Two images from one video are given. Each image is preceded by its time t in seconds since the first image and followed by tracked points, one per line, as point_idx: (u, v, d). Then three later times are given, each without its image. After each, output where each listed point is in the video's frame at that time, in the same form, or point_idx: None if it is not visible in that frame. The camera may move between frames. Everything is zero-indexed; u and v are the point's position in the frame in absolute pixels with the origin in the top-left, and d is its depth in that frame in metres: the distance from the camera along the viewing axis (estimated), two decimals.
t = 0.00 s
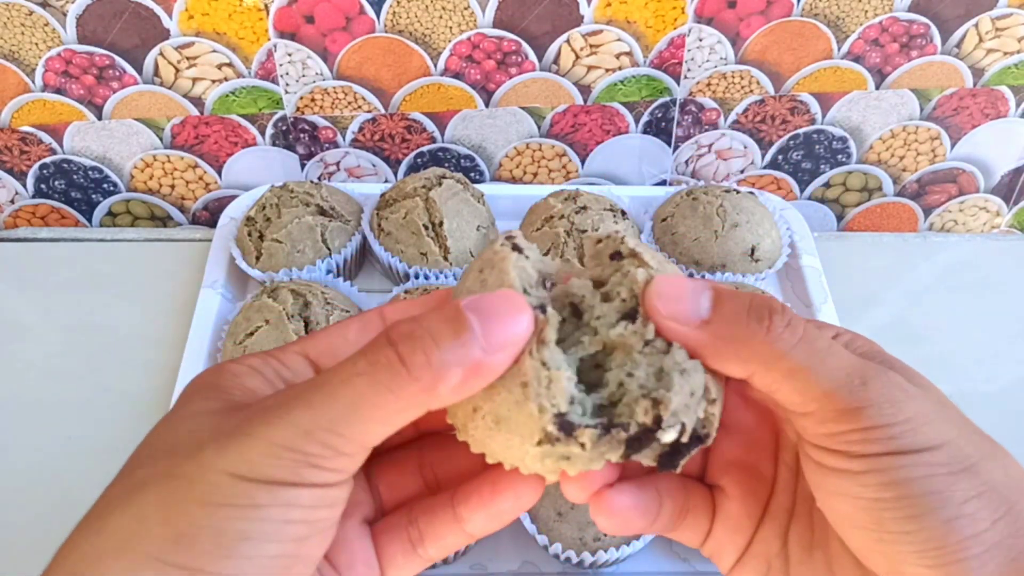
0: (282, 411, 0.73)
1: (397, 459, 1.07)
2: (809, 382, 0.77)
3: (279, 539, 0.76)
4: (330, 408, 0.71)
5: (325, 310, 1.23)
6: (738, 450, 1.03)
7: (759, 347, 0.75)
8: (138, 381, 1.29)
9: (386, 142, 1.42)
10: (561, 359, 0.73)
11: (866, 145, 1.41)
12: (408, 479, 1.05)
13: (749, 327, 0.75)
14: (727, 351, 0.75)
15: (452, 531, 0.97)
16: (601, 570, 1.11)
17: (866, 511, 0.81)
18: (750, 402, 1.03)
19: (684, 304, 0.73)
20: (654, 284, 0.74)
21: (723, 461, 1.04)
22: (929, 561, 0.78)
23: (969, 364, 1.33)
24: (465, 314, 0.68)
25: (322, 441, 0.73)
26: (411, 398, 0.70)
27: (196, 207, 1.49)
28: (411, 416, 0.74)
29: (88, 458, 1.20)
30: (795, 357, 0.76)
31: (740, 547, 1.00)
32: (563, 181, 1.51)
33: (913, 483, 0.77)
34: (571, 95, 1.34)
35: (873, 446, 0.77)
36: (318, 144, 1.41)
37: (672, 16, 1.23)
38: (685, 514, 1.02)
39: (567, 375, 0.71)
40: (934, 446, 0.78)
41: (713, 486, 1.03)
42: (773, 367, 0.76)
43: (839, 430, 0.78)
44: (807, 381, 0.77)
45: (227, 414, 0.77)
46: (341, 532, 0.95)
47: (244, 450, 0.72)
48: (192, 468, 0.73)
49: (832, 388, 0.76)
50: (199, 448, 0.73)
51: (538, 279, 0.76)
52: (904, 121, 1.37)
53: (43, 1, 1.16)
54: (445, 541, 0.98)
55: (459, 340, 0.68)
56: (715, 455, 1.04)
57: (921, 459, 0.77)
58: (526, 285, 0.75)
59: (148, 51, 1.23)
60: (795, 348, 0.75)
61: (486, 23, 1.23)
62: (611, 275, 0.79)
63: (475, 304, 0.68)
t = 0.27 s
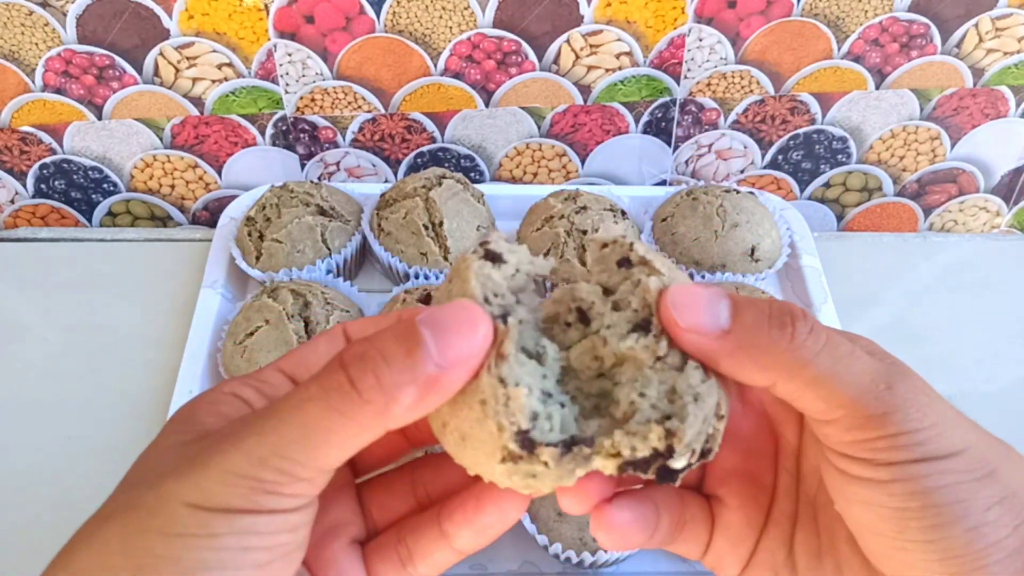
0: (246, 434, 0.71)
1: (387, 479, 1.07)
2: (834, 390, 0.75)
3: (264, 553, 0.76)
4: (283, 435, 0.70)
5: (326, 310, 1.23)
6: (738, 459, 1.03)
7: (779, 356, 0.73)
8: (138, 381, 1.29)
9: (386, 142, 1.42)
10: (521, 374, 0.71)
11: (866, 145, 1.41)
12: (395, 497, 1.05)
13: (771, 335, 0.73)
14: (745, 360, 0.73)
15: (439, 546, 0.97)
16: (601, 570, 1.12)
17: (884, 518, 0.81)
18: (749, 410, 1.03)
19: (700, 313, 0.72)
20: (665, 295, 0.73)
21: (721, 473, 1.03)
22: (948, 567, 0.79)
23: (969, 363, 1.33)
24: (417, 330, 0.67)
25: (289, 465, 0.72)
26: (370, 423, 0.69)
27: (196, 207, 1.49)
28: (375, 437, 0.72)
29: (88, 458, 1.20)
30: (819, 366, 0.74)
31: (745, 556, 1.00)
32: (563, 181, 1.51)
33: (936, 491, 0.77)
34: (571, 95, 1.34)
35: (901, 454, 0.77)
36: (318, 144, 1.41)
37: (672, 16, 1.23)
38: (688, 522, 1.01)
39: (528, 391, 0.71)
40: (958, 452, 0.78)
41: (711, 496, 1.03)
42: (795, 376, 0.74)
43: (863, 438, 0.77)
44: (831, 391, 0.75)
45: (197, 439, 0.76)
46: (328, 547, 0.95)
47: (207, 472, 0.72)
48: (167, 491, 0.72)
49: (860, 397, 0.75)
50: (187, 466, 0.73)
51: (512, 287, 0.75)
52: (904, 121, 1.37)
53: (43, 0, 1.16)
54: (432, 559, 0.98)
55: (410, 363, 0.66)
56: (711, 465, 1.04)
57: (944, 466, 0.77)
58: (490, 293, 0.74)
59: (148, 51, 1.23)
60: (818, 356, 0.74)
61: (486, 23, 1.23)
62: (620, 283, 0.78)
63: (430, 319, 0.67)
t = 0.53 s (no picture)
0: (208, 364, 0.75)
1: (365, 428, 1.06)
2: (813, 341, 0.78)
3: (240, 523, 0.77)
4: (241, 359, 0.74)
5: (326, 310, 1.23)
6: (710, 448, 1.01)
7: (765, 296, 0.77)
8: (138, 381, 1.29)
9: (386, 142, 1.42)
10: (449, 313, 0.76)
11: (866, 144, 1.41)
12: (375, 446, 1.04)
13: (758, 277, 0.78)
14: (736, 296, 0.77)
15: (382, 532, 0.95)
16: (601, 570, 1.12)
17: (871, 481, 0.78)
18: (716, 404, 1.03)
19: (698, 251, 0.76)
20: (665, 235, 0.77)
21: (692, 463, 1.00)
22: (933, 533, 0.76)
23: (969, 364, 1.33)
24: (365, 258, 0.73)
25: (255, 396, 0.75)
26: (321, 346, 0.74)
27: (196, 207, 1.49)
28: (329, 362, 0.78)
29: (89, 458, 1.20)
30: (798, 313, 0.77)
31: (719, 549, 0.95)
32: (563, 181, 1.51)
33: (920, 451, 0.76)
34: (571, 95, 1.34)
35: (882, 406, 0.77)
36: (318, 144, 1.41)
37: (672, 16, 1.23)
38: (656, 510, 0.98)
39: (452, 329, 0.75)
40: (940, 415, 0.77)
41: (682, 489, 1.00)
42: (776, 323, 0.77)
43: (843, 391, 0.78)
44: (810, 341, 0.78)
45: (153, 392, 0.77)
46: (288, 510, 0.95)
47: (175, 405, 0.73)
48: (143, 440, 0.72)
49: (839, 346, 0.78)
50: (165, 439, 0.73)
51: (480, 223, 0.82)
52: (904, 121, 1.37)
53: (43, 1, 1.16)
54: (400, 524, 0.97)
55: (358, 286, 0.72)
56: (681, 451, 1.02)
57: (926, 426, 0.77)
58: (442, 230, 0.79)
59: (148, 51, 1.23)
60: (801, 305, 0.77)
61: (486, 23, 1.23)
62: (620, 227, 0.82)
63: (377, 248, 0.74)
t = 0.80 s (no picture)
0: (253, 365, 0.72)
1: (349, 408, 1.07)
2: (781, 361, 0.79)
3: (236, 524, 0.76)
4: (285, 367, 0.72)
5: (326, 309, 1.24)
6: (715, 479, 1.00)
7: (728, 323, 0.82)
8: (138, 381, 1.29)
9: (386, 142, 1.42)
10: (487, 366, 0.74)
11: (866, 144, 1.41)
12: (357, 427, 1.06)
13: (728, 303, 0.84)
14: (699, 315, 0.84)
15: (346, 500, 0.97)
16: (601, 570, 1.12)
17: (852, 506, 0.76)
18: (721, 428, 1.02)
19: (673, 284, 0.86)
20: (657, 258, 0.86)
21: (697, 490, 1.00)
22: (919, 563, 0.73)
23: (969, 364, 1.33)
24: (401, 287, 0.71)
25: (300, 406, 0.74)
26: (362, 368, 0.73)
27: (196, 207, 1.49)
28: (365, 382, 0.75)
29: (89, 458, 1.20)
30: (767, 334, 0.81)
31: None
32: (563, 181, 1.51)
33: (908, 476, 0.73)
34: (571, 95, 1.34)
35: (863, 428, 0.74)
36: (318, 144, 1.41)
37: (672, 16, 1.23)
38: (666, 526, 0.96)
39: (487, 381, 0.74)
40: (927, 438, 0.75)
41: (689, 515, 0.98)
42: (743, 342, 0.81)
43: (823, 410, 0.77)
44: (781, 361, 0.79)
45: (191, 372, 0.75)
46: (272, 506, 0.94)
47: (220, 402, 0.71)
48: (184, 433, 0.71)
49: (811, 364, 0.78)
50: (204, 437, 0.71)
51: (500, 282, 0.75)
52: (904, 121, 1.37)
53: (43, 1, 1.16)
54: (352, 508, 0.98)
55: (401, 312, 0.71)
56: (685, 484, 1.01)
57: (915, 450, 0.74)
58: (503, 286, 0.76)
59: (148, 51, 1.23)
60: (771, 327, 0.82)
61: (486, 23, 1.23)
62: (577, 297, 0.76)
63: (415, 276, 0.72)
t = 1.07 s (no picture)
0: (214, 371, 0.70)
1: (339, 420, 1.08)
2: (805, 359, 0.72)
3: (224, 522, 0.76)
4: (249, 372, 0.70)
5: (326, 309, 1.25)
6: (727, 473, 1.00)
7: (736, 325, 0.71)
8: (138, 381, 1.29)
9: (386, 142, 1.42)
10: (452, 343, 0.74)
11: (866, 145, 1.41)
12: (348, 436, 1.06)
13: (725, 301, 0.72)
14: (686, 341, 0.72)
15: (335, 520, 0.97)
16: (601, 570, 1.12)
17: (875, 501, 0.75)
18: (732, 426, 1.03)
19: (652, 292, 0.71)
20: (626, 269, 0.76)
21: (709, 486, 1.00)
22: (947, 560, 0.71)
23: (969, 364, 1.33)
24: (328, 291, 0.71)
25: (264, 409, 0.73)
26: (332, 362, 0.72)
27: (196, 207, 1.49)
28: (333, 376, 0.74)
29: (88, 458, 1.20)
30: (785, 330, 0.71)
31: None
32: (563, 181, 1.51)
33: (933, 470, 0.71)
34: (571, 95, 1.34)
35: (888, 425, 0.72)
36: (318, 144, 1.41)
37: (672, 16, 1.23)
38: (683, 529, 0.95)
39: (453, 360, 0.73)
40: (951, 425, 0.72)
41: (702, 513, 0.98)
42: (762, 344, 0.72)
43: (843, 411, 0.73)
44: (803, 361, 0.72)
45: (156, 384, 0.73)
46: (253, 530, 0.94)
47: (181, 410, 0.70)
48: (145, 451, 0.68)
49: (832, 362, 0.72)
50: (169, 452, 0.69)
51: (501, 263, 0.78)
52: (904, 121, 1.37)
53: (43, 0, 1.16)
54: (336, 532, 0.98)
55: (366, 304, 0.69)
56: (698, 481, 1.01)
57: (939, 440, 0.72)
58: (467, 262, 0.77)
59: (148, 51, 1.23)
60: (785, 320, 0.71)
61: (486, 23, 1.23)
62: (609, 279, 0.79)
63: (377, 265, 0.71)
